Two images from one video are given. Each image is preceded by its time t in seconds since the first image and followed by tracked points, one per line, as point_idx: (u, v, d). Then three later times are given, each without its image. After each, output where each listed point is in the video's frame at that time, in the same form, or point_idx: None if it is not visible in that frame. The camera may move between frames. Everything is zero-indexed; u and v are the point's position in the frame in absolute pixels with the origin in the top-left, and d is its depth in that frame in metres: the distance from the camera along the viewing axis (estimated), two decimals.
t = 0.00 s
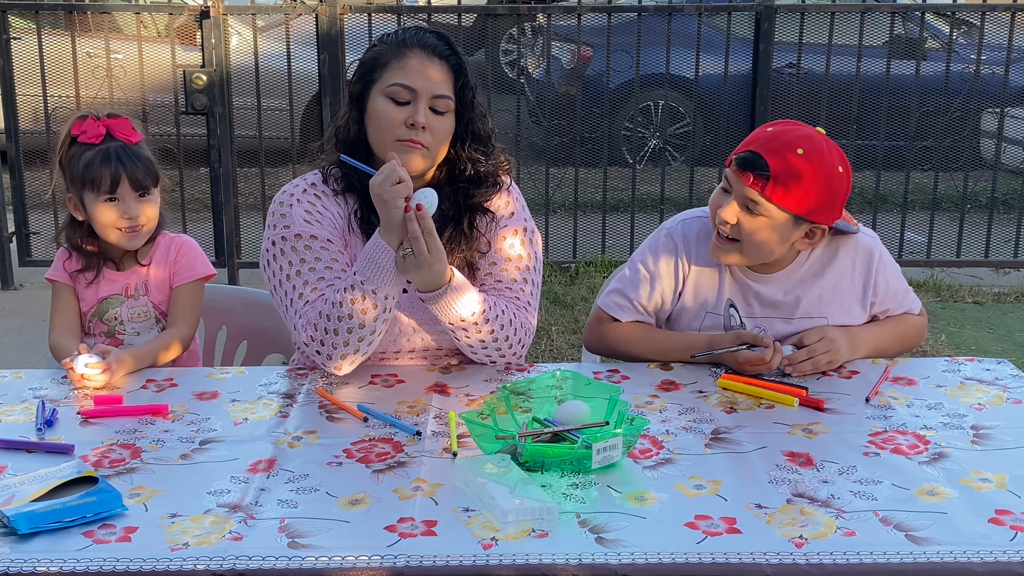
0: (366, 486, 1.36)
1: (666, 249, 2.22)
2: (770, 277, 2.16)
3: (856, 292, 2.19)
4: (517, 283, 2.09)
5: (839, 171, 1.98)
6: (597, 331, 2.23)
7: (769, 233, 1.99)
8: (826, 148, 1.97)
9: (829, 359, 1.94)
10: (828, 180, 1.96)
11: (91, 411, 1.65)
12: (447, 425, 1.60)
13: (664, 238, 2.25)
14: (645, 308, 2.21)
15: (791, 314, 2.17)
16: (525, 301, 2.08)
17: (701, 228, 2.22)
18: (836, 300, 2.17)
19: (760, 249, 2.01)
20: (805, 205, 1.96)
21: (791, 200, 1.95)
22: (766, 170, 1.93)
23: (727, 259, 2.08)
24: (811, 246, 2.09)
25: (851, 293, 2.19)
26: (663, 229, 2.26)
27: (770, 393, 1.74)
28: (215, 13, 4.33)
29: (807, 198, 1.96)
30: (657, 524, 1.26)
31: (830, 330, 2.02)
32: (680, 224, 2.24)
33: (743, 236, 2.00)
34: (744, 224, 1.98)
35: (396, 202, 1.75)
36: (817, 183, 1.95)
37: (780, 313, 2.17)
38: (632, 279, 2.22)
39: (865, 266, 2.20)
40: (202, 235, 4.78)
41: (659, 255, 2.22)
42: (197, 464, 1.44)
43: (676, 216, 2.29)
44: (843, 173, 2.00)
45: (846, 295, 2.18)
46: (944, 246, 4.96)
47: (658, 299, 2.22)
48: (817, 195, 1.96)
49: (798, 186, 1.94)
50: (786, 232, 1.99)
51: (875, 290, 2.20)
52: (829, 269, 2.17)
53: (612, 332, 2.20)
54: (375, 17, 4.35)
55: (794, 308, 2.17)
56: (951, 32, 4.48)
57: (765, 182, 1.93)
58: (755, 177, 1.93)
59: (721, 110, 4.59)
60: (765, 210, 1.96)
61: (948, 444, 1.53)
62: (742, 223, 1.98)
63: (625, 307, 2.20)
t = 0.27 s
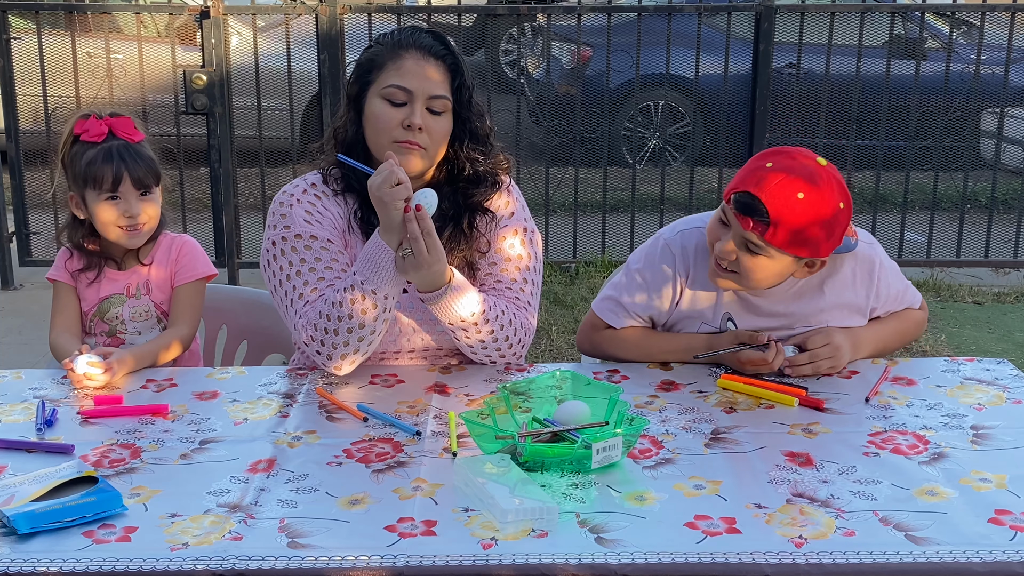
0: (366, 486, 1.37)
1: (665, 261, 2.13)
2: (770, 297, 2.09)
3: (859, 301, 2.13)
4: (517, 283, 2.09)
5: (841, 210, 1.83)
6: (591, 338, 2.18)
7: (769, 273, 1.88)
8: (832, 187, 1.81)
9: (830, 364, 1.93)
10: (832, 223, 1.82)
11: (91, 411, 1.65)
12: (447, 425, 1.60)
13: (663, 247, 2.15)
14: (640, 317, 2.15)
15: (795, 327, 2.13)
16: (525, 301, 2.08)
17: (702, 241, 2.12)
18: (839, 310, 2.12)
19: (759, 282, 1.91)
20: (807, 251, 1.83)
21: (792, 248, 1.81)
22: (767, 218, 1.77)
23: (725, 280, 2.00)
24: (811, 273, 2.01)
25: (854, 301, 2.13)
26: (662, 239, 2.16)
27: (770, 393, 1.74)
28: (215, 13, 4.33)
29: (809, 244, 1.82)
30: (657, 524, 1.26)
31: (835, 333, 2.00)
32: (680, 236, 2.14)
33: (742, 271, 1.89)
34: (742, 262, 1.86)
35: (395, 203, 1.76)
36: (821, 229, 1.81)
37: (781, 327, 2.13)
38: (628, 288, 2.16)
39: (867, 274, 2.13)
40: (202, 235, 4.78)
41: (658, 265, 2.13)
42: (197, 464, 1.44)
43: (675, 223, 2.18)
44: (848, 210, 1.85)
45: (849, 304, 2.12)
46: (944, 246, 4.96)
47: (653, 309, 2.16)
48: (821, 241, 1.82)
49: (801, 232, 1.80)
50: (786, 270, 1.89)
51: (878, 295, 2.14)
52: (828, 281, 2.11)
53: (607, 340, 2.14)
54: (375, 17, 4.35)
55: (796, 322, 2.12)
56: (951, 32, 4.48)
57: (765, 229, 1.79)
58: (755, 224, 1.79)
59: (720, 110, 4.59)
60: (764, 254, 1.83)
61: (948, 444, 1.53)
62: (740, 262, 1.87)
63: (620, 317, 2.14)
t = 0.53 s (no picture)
0: (366, 486, 1.37)
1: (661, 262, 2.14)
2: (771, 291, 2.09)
3: (860, 306, 2.11)
4: (518, 283, 2.09)
5: (836, 196, 1.85)
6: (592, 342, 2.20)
7: (765, 258, 1.88)
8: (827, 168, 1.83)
9: (830, 364, 1.93)
10: (826, 205, 1.83)
11: (91, 411, 1.65)
12: (447, 425, 1.60)
13: (658, 249, 2.16)
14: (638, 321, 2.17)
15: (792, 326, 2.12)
16: (525, 301, 2.08)
17: (697, 241, 2.12)
18: (838, 313, 2.11)
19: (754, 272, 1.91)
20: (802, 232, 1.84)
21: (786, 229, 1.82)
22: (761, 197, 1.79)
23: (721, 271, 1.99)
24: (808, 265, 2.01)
25: (855, 305, 2.11)
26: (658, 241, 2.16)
27: (769, 394, 1.74)
28: (215, 13, 4.33)
29: (803, 226, 1.83)
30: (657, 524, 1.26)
31: (836, 333, 2.01)
32: (676, 239, 2.14)
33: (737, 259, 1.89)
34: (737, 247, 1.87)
35: (395, 205, 1.75)
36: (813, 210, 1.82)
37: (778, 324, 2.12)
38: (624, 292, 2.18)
39: (872, 279, 2.11)
40: (202, 235, 4.78)
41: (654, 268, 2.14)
42: (197, 464, 1.44)
43: (673, 226, 2.18)
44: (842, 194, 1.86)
45: (850, 308, 2.11)
46: (944, 246, 4.96)
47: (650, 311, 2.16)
48: (813, 225, 1.83)
49: (796, 212, 1.81)
50: (781, 258, 1.89)
51: (881, 302, 2.13)
52: (831, 282, 2.10)
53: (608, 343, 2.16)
54: (375, 17, 4.35)
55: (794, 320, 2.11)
56: (951, 32, 4.48)
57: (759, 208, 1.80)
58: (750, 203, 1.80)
59: (721, 110, 4.59)
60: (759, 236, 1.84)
61: (948, 444, 1.53)
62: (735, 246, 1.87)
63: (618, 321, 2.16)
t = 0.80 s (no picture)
0: (366, 486, 1.36)
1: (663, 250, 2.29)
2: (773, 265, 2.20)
3: (857, 292, 2.20)
4: (518, 283, 2.09)
5: (823, 138, 2.06)
6: (602, 338, 2.27)
7: (757, 202, 2.04)
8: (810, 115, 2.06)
9: (831, 362, 1.93)
10: (811, 146, 2.04)
11: (91, 411, 1.65)
12: (447, 425, 1.60)
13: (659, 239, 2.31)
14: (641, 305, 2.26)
15: (792, 309, 2.19)
16: (526, 301, 2.08)
17: (696, 225, 2.29)
18: (837, 297, 2.19)
19: (750, 220, 2.07)
20: (789, 171, 2.03)
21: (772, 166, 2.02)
22: (748, 136, 2.03)
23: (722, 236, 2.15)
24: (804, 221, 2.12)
25: (853, 292, 2.20)
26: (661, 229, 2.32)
27: (770, 393, 1.74)
28: (215, 13, 4.32)
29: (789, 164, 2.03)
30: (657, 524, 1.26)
31: (834, 330, 2.01)
32: (677, 226, 2.30)
33: (731, 207, 2.07)
34: (731, 194, 2.06)
35: (395, 204, 1.76)
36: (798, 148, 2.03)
37: (779, 305, 2.20)
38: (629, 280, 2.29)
39: (871, 268, 2.21)
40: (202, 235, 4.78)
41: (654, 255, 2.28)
42: (197, 464, 1.44)
43: (673, 219, 2.34)
44: (829, 141, 2.07)
45: (848, 294, 2.20)
46: (944, 246, 4.96)
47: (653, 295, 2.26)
48: (802, 159, 2.03)
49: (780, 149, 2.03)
50: (773, 200, 2.05)
51: (880, 293, 2.21)
52: (831, 266, 2.20)
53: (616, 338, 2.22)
54: (375, 17, 4.35)
55: (794, 301, 2.19)
56: (951, 32, 4.48)
57: (746, 147, 2.03)
58: (738, 144, 2.04)
59: (721, 110, 4.59)
60: (749, 176, 2.04)
61: (948, 444, 1.53)
62: (729, 193, 2.07)
63: (622, 308, 2.25)
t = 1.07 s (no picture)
0: (366, 486, 1.36)
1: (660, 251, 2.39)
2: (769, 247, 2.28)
3: (854, 277, 2.25)
4: (524, 283, 2.09)
5: (801, 107, 2.25)
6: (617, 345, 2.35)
7: (739, 160, 2.20)
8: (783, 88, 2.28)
9: (832, 361, 1.93)
10: (786, 107, 2.22)
11: (91, 410, 1.65)
12: (447, 425, 1.60)
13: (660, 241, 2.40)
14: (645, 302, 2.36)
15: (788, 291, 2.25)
16: (533, 301, 2.08)
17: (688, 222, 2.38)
18: (834, 281, 2.25)
19: (734, 179, 2.21)
20: (767, 127, 2.20)
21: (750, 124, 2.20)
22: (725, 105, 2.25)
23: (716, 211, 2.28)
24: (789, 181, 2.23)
25: (850, 277, 2.26)
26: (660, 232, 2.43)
27: (770, 394, 1.74)
28: (215, 13, 4.32)
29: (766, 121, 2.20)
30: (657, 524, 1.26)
31: (832, 330, 2.01)
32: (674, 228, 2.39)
33: (716, 170, 2.24)
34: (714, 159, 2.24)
35: (391, 214, 1.76)
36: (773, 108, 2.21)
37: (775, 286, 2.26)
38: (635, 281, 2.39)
39: (868, 256, 2.27)
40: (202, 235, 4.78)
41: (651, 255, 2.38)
42: (198, 465, 1.44)
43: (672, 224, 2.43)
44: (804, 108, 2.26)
45: (845, 279, 2.25)
46: (944, 246, 4.96)
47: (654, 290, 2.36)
48: (782, 119, 2.21)
49: (757, 110, 2.21)
50: (755, 157, 2.20)
51: (877, 280, 2.26)
52: (827, 252, 2.27)
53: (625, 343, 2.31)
54: (375, 17, 4.35)
55: (789, 283, 2.26)
56: (951, 32, 4.48)
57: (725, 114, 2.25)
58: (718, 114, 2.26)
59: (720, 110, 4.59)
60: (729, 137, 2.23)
61: (949, 444, 1.53)
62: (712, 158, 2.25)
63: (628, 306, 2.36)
